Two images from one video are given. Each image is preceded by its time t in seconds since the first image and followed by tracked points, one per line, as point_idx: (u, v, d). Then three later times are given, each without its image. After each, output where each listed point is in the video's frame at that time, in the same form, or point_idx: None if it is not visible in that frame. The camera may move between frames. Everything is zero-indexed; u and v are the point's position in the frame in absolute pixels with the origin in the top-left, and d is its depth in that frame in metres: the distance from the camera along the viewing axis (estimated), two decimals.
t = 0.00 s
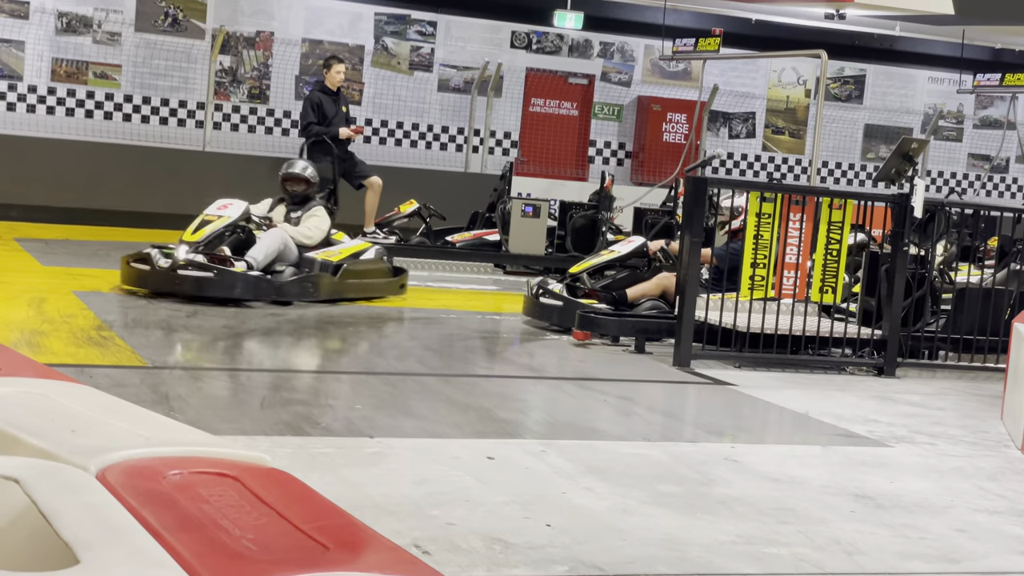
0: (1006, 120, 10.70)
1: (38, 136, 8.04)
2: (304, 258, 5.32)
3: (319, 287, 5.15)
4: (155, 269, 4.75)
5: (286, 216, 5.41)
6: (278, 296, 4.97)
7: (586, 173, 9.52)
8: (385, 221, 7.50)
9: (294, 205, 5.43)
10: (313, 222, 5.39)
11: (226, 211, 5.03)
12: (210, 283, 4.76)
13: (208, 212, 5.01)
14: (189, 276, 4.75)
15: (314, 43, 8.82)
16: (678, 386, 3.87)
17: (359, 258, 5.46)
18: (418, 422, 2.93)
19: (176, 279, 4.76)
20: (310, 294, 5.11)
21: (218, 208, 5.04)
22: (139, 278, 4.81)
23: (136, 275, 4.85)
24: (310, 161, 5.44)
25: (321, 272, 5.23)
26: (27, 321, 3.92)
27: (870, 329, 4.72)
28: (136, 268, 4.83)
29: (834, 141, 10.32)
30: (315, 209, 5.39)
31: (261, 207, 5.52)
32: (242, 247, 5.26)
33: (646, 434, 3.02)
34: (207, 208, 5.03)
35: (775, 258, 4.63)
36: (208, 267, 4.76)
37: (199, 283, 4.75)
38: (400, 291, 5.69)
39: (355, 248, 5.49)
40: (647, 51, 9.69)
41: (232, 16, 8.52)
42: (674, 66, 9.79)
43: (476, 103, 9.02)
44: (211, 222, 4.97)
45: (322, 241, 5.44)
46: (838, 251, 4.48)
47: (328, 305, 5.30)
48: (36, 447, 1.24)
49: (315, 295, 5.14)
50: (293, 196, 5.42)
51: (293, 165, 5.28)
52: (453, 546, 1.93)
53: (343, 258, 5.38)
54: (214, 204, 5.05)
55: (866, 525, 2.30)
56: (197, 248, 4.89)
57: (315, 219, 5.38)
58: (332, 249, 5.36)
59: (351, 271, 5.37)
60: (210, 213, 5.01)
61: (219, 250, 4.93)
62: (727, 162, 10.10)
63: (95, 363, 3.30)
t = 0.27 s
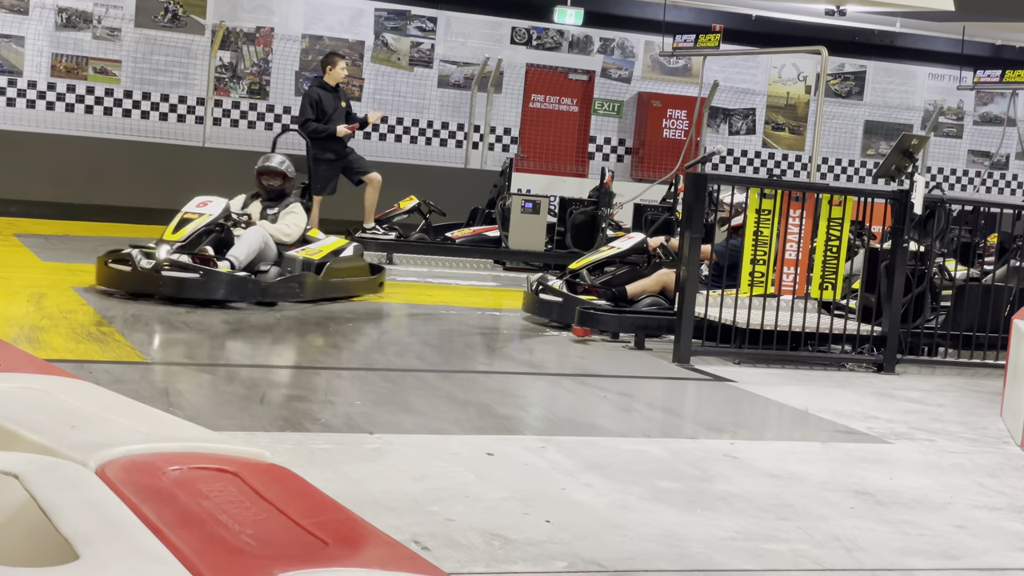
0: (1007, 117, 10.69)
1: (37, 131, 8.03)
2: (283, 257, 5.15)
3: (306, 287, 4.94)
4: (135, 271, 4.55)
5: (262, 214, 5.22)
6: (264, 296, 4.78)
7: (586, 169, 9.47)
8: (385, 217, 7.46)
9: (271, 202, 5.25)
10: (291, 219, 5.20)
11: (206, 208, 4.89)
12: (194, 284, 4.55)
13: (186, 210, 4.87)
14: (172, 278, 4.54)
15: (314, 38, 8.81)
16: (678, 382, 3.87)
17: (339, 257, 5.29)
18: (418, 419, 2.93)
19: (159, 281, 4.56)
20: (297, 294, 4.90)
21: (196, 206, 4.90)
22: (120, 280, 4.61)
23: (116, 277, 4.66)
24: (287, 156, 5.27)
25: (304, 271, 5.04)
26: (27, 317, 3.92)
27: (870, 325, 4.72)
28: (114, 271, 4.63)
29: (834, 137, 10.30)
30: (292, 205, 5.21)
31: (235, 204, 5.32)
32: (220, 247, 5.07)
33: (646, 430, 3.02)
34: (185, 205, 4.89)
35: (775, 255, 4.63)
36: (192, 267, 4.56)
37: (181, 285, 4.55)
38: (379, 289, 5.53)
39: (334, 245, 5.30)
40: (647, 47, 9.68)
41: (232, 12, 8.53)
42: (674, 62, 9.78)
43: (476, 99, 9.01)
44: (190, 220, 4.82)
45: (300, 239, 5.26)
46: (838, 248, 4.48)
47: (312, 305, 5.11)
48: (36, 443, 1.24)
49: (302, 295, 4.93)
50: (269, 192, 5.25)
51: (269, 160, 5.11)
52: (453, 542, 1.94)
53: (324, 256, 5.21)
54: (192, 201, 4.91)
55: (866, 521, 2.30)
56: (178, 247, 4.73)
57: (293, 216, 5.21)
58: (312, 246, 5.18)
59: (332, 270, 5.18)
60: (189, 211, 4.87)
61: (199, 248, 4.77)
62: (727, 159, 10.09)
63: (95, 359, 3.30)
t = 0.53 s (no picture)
0: (1007, 116, 10.68)
1: (37, 129, 8.02)
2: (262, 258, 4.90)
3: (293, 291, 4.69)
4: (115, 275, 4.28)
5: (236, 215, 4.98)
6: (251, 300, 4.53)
7: (586, 168, 9.52)
8: (385, 215, 7.46)
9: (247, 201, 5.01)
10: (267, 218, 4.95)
11: (186, 209, 4.64)
12: (180, 289, 4.31)
13: (164, 210, 4.61)
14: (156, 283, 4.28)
15: (314, 36, 8.82)
16: (678, 380, 3.87)
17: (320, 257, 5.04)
18: (417, 417, 2.93)
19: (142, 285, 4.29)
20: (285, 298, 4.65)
21: (175, 206, 4.65)
22: (99, 284, 4.33)
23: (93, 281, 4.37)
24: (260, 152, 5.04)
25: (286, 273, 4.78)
26: (27, 315, 3.92)
27: (870, 324, 4.72)
28: (91, 275, 4.35)
29: (833, 136, 10.29)
30: (268, 203, 4.98)
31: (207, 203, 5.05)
32: (197, 249, 4.81)
33: (646, 429, 3.02)
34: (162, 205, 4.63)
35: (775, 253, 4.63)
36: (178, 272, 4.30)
37: (166, 290, 4.29)
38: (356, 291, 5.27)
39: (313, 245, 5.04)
40: (647, 45, 9.68)
41: (232, 10, 8.53)
42: (675, 61, 9.78)
43: (476, 97, 9.01)
44: (170, 220, 4.56)
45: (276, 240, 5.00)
46: (838, 247, 4.49)
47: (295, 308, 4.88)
48: (35, 440, 1.25)
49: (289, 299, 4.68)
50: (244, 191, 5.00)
51: (242, 156, 4.88)
52: (453, 540, 1.94)
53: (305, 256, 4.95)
54: (171, 201, 4.66)
55: (865, 520, 2.30)
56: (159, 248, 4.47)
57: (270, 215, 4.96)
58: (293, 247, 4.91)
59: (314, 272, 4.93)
60: (167, 211, 4.61)
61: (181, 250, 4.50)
62: (727, 157, 10.08)
63: (95, 357, 3.30)
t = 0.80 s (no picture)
0: (1007, 114, 10.68)
1: (37, 126, 8.02)
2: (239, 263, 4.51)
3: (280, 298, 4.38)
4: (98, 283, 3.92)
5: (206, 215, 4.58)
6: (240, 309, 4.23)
7: (586, 165, 9.45)
8: (385, 213, 7.47)
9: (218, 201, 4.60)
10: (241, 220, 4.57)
11: (163, 211, 4.30)
12: (170, 299, 3.98)
13: (140, 213, 4.27)
14: (145, 293, 3.95)
15: (314, 34, 8.83)
16: (677, 379, 3.88)
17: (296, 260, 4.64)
18: (417, 414, 2.93)
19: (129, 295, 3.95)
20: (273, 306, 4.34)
21: (151, 208, 4.30)
22: (78, 294, 3.97)
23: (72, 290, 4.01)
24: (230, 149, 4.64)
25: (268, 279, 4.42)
26: (27, 312, 3.92)
27: (870, 323, 4.73)
28: (68, 284, 3.98)
29: (834, 134, 10.28)
30: (240, 203, 4.59)
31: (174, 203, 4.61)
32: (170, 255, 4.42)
33: (645, 427, 3.02)
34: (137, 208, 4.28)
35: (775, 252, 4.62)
36: (168, 280, 3.98)
37: (154, 300, 3.97)
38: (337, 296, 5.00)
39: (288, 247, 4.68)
40: (647, 44, 9.65)
41: (232, 8, 8.52)
42: (674, 58, 9.79)
43: (476, 95, 9.01)
44: (148, 223, 4.22)
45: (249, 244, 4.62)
46: (838, 245, 4.49)
47: (276, 315, 4.55)
48: (35, 437, 1.25)
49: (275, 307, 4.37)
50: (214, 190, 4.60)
51: (213, 153, 4.48)
52: (453, 538, 1.94)
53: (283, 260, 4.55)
54: (146, 205, 4.31)
55: (865, 518, 2.30)
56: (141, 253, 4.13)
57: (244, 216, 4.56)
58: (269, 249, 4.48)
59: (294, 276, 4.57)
60: (143, 214, 4.27)
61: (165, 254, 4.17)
62: (727, 155, 10.08)
63: (95, 354, 3.30)
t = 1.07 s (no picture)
0: (1008, 113, 10.68)
1: (38, 123, 8.02)
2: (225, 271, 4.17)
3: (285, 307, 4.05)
4: (102, 296, 3.54)
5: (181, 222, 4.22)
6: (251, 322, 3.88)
7: (586, 164, 9.49)
8: (385, 210, 7.48)
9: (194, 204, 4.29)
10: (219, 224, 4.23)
11: (155, 216, 3.93)
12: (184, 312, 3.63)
13: (134, 219, 3.88)
14: (156, 306, 3.58)
15: (314, 31, 8.82)
16: (677, 377, 3.88)
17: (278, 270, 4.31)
18: (417, 412, 2.94)
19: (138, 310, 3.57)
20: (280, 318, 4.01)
21: (144, 213, 3.91)
22: (77, 309, 3.56)
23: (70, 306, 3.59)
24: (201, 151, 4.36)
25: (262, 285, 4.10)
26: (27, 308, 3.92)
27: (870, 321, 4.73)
28: (68, 299, 3.56)
29: (834, 132, 10.29)
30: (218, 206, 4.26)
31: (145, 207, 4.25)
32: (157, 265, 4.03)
33: (645, 425, 3.03)
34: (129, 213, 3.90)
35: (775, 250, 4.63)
36: (182, 294, 3.63)
37: (166, 313, 3.61)
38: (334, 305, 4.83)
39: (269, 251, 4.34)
40: (648, 41, 9.66)
41: (232, 5, 8.51)
42: (675, 56, 9.78)
43: (476, 93, 9.00)
44: (145, 229, 3.85)
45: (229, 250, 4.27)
46: (838, 243, 4.49)
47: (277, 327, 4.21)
48: (34, 433, 1.25)
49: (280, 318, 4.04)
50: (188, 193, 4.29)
51: (189, 151, 4.18)
52: (452, 535, 1.94)
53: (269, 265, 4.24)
54: (138, 210, 3.93)
55: (864, 516, 2.30)
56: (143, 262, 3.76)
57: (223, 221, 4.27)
58: (252, 255, 4.14)
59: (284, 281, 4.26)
60: (137, 220, 3.88)
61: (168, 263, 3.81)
62: (727, 153, 10.08)
63: (94, 351, 3.30)
